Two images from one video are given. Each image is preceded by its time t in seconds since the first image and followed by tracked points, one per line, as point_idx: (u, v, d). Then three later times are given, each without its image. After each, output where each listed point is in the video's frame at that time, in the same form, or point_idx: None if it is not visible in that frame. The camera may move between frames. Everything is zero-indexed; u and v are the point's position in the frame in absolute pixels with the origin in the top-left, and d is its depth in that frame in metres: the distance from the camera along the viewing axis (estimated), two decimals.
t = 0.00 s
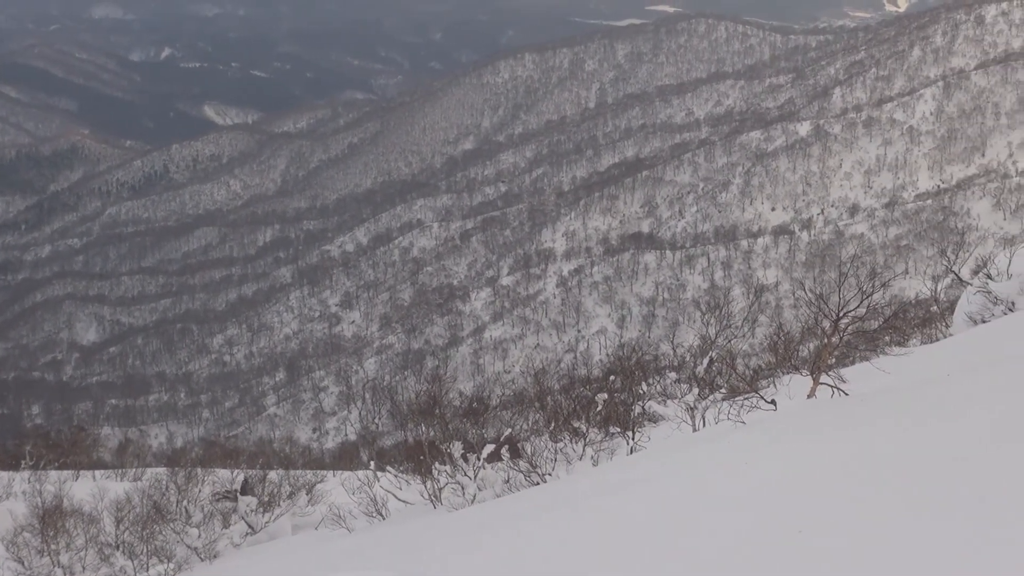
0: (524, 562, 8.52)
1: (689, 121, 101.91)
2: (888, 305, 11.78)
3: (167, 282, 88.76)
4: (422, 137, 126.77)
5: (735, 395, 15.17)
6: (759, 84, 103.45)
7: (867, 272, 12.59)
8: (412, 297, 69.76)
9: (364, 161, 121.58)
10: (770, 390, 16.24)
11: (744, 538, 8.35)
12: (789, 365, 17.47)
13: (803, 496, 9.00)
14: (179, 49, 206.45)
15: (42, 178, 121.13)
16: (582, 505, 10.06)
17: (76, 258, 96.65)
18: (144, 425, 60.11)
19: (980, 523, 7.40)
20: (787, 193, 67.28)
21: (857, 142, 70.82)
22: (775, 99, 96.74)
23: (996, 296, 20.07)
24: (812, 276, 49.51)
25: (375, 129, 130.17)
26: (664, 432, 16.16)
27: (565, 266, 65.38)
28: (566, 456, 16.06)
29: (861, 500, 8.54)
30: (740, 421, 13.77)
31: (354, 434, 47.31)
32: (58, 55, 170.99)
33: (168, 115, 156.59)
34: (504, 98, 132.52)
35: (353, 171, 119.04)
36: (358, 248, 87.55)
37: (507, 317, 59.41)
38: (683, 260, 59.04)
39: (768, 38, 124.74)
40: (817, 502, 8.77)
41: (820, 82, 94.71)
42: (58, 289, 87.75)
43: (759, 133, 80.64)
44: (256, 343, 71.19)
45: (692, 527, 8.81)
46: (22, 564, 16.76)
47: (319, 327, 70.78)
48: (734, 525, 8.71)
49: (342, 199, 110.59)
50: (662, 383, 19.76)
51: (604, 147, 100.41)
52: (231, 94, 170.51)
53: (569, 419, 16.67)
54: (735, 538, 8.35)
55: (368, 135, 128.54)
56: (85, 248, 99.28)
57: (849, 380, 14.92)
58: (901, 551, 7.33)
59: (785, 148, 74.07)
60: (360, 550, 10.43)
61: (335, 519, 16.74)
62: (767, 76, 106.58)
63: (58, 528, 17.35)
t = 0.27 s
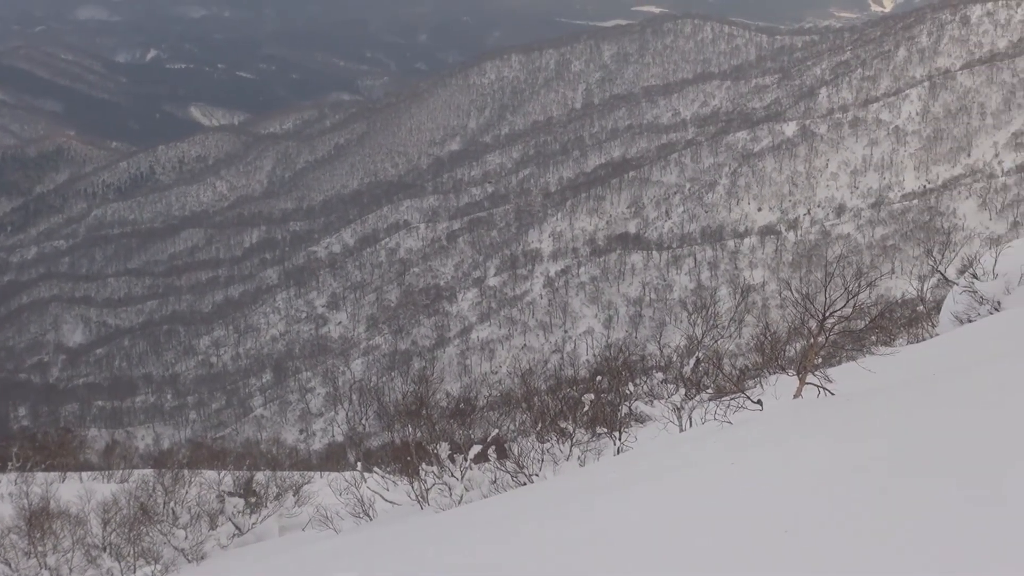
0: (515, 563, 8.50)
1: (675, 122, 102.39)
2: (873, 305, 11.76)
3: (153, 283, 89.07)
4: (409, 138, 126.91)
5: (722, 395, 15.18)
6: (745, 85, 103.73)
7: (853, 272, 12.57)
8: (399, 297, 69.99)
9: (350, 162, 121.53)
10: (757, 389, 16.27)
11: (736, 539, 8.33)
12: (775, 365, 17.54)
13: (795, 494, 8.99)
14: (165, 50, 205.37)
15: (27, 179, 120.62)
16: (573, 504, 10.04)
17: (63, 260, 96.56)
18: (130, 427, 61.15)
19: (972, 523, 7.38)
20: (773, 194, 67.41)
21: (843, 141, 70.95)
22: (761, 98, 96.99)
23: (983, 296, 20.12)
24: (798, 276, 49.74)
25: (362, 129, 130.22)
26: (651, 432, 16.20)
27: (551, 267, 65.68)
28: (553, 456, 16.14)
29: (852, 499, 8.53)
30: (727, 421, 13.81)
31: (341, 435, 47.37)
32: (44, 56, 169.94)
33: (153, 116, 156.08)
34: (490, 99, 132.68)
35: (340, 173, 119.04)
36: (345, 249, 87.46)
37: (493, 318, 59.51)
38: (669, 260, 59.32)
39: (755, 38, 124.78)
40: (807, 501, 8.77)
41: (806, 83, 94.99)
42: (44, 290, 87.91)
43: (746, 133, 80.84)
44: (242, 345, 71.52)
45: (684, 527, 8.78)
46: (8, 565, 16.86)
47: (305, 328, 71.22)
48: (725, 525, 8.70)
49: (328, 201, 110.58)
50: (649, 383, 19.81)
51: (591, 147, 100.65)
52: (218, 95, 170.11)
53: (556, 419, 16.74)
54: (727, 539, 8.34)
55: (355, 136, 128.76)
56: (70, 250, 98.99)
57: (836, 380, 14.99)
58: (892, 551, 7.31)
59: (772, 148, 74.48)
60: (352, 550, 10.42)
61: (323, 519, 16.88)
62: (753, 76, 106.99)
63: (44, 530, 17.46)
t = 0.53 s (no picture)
0: (508, 561, 8.52)
1: (661, 123, 102.89)
2: (859, 304, 11.78)
3: (139, 286, 89.49)
4: (395, 139, 126.59)
5: (708, 395, 15.26)
6: (730, 85, 104.03)
7: (838, 272, 12.60)
8: (385, 299, 70.13)
9: (336, 165, 120.83)
10: (745, 387, 16.32)
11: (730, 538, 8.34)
12: (761, 365, 17.65)
13: (789, 492, 8.97)
14: (150, 51, 204.81)
15: (11, 181, 119.66)
16: (566, 502, 10.04)
17: (48, 262, 96.55)
18: (117, 430, 60.85)
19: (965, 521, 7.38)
20: (760, 194, 68.37)
21: (828, 141, 71.42)
22: (747, 99, 97.31)
23: (969, 295, 20.30)
24: (785, 276, 50.00)
25: (348, 131, 130.38)
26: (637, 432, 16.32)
27: (536, 268, 65.89)
28: (539, 457, 16.24)
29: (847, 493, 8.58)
30: (712, 419, 13.90)
31: (328, 437, 47.50)
32: (28, 58, 168.19)
33: (139, 119, 155.83)
34: (476, 99, 132.68)
35: (326, 175, 119.06)
36: (331, 251, 87.50)
37: (480, 319, 59.54)
38: (656, 261, 59.65)
39: (740, 38, 124.95)
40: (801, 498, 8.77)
41: (790, 83, 95.24)
42: (28, 293, 88.11)
43: (733, 133, 80.92)
44: (229, 347, 71.81)
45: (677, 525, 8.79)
46: None
47: (292, 330, 71.53)
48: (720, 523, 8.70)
49: (314, 203, 110.72)
50: (635, 383, 19.95)
51: (577, 148, 100.98)
52: (205, 97, 169.66)
53: (543, 420, 16.84)
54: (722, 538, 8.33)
55: (340, 137, 129.08)
56: (54, 253, 98.75)
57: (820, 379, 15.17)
58: (885, 549, 7.32)
59: (758, 148, 74.76)
60: (341, 552, 10.45)
61: (310, 523, 17.04)
62: (738, 76, 107.48)
63: (31, 533, 17.40)
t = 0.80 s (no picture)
0: (504, 560, 8.49)
1: (647, 121, 103.59)
2: (844, 304, 11.68)
3: (126, 286, 93.01)
4: (381, 138, 127.25)
5: (695, 394, 15.31)
6: (716, 84, 104.73)
7: (825, 269, 12.41)
8: (372, 300, 71.13)
9: (322, 166, 123.23)
10: (731, 386, 16.42)
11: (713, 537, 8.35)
12: (748, 364, 17.47)
13: (774, 492, 8.98)
14: (136, 53, 206.56)
15: None
16: (553, 503, 10.08)
17: (35, 265, 99.81)
18: (103, 431, 63.56)
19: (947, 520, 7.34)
20: (746, 191, 69.72)
21: (813, 141, 72.35)
22: (732, 98, 97.79)
23: (954, 292, 20.47)
24: (771, 275, 50.17)
25: (332, 131, 131.63)
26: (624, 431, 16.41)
27: (523, 267, 66.03)
28: (526, 456, 16.30)
29: (851, 494, 8.41)
30: (699, 418, 13.98)
31: (312, 439, 47.14)
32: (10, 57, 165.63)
33: (126, 120, 156.73)
34: (462, 99, 133.58)
35: (311, 176, 121.73)
36: (317, 251, 89.02)
37: (467, 318, 60.00)
38: (643, 258, 59.51)
39: (726, 37, 124.73)
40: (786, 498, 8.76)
41: (777, 81, 95.86)
42: (15, 295, 91.85)
43: (718, 133, 80.92)
44: (216, 347, 74.50)
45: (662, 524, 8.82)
46: None
47: (280, 330, 73.27)
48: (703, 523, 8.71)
49: (299, 205, 114.23)
50: (622, 382, 20.03)
51: (563, 147, 101.37)
52: (192, 98, 169.92)
53: (530, 419, 16.92)
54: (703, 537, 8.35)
55: (326, 138, 130.64)
56: (41, 254, 102.08)
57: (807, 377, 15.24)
58: (865, 550, 7.28)
59: (744, 146, 75.11)
60: (327, 552, 10.51)
61: (298, 523, 17.04)
62: (724, 75, 108.37)
63: (17, 535, 17.12)
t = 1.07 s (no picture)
0: (503, 560, 8.44)
1: (632, 120, 109.84)
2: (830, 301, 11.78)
3: (112, 286, 93.99)
4: (366, 137, 132.48)
5: (681, 392, 15.29)
6: (703, 81, 111.13)
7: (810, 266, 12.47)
8: (358, 301, 73.79)
9: (307, 165, 126.17)
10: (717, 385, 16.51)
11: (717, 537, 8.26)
12: (733, 361, 17.60)
13: (776, 490, 8.90)
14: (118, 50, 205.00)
15: None
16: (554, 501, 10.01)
17: (19, 266, 100.86)
18: (90, 432, 64.67)
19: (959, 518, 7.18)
20: (731, 190, 72.56)
21: (799, 138, 75.52)
22: (718, 96, 103.19)
23: (939, 289, 21.07)
24: (760, 270, 50.81)
25: (318, 132, 135.44)
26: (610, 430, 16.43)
27: (509, 266, 68.47)
28: (513, 456, 16.29)
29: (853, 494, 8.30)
30: (686, 417, 13.95)
31: (300, 438, 49.77)
32: None
33: (109, 120, 155.58)
34: (446, 98, 138.87)
35: (294, 175, 123.33)
36: (303, 250, 91.82)
37: (454, 318, 61.94)
38: (630, 257, 61.20)
39: (710, 36, 132.56)
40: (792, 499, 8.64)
41: (762, 80, 99.72)
42: None
43: (705, 129, 84.91)
44: (202, 348, 75.98)
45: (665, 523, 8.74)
46: None
47: (265, 330, 75.05)
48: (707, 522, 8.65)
49: (285, 203, 115.16)
50: (608, 382, 20.13)
51: (548, 147, 105.81)
52: (178, 95, 168.62)
53: (517, 419, 16.93)
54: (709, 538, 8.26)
55: (311, 138, 134.19)
56: (26, 256, 103.33)
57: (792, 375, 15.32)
58: (868, 551, 7.14)
59: (729, 144, 78.42)
60: (315, 554, 10.50)
61: (285, 523, 16.98)
62: (709, 74, 114.13)
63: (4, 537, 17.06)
